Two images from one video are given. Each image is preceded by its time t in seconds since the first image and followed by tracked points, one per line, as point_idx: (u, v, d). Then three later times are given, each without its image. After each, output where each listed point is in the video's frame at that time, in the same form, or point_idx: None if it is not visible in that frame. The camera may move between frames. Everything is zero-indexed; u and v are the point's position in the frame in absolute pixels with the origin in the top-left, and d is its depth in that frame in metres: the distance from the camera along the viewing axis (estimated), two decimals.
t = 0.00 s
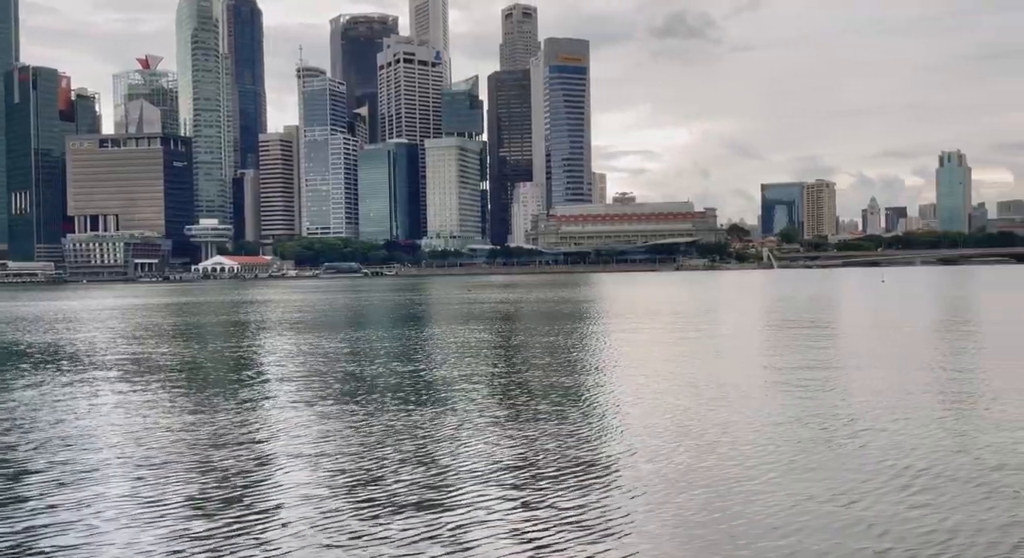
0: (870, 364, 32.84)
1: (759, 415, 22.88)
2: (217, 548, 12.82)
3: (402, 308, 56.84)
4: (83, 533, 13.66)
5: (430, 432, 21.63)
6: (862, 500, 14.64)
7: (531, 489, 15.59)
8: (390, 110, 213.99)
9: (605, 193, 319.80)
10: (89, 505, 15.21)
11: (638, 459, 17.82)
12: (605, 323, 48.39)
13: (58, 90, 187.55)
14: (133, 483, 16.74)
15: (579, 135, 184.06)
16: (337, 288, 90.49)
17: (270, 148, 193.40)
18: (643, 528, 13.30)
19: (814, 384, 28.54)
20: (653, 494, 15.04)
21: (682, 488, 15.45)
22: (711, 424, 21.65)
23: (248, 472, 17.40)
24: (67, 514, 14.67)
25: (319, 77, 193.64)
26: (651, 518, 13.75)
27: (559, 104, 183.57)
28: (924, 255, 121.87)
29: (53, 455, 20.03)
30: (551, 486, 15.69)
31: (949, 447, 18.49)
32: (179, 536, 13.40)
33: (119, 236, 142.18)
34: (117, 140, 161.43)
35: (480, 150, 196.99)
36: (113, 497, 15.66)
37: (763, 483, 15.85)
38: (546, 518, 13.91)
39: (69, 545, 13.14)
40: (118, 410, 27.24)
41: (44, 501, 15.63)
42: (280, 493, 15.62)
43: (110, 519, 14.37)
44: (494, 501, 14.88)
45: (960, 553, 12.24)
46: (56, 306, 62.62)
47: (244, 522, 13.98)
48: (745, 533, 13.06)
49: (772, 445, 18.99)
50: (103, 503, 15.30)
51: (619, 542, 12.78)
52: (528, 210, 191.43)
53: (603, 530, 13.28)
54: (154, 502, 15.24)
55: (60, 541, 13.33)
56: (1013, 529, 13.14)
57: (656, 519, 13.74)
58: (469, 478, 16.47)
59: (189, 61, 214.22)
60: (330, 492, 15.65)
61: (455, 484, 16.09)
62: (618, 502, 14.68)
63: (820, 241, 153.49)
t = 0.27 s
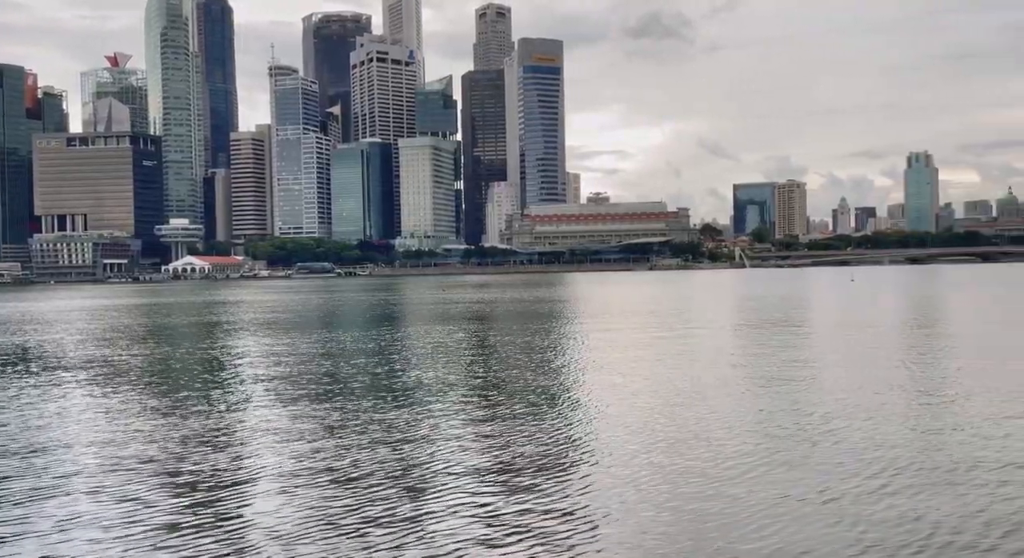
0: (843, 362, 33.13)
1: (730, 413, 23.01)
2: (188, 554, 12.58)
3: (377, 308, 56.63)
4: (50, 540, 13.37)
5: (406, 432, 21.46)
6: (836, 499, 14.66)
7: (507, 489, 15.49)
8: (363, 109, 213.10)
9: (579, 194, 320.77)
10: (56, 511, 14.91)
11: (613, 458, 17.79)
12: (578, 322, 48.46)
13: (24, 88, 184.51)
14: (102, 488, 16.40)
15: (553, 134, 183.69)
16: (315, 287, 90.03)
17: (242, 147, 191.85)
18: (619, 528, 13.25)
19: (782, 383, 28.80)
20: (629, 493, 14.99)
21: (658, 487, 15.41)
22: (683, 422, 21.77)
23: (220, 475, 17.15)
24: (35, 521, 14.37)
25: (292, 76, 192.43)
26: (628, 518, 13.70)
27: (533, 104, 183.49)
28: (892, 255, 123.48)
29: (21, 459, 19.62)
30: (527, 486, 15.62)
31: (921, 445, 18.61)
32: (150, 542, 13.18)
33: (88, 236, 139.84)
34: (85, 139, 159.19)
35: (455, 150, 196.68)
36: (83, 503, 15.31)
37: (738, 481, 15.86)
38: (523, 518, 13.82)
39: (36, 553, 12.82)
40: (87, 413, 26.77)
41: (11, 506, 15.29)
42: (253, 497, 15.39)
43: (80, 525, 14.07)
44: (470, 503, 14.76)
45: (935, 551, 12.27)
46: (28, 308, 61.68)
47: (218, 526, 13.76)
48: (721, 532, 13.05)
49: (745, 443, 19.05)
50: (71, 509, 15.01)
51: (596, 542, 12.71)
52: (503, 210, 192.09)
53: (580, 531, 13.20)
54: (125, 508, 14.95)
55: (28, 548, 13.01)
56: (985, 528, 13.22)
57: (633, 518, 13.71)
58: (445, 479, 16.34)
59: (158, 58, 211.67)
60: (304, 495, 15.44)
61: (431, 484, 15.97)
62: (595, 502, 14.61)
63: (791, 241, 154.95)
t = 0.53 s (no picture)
0: (816, 360, 33.29)
1: (702, 410, 23.07)
2: None
3: (351, 308, 56.34)
4: (5, 547, 13.03)
5: (377, 431, 21.23)
6: (811, 499, 14.54)
7: (477, 490, 15.31)
8: (336, 108, 211.94)
9: (553, 193, 321.78)
10: (19, 517, 14.61)
11: (585, 456, 17.64)
12: (552, 322, 48.44)
13: None
14: (67, 492, 16.05)
15: (526, 134, 183.33)
16: (295, 289, 89.59)
17: (212, 146, 190.09)
18: (589, 529, 13.10)
19: (753, 380, 28.94)
20: (602, 495, 14.83)
21: (632, 487, 15.27)
22: (655, 419, 21.81)
23: (185, 477, 16.86)
24: None
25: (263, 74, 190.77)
26: (600, 518, 13.54)
27: (507, 104, 183.37)
28: (861, 254, 124.82)
29: None
30: (498, 486, 15.44)
31: (894, 443, 18.59)
32: (115, 546, 12.94)
33: (54, 236, 137.41)
34: (51, 137, 156.77)
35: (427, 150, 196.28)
36: (47, 508, 14.99)
37: (711, 482, 15.70)
38: (492, 520, 13.64)
39: None
40: (52, 416, 26.26)
41: None
42: (219, 499, 15.13)
43: (43, 531, 13.74)
44: (440, 503, 14.56)
45: (908, 552, 12.16)
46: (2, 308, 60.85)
47: (185, 531, 13.52)
48: (694, 533, 12.89)
49: (720, 442, 18.94)
50: (35, 514, 14.68)
51: (565, 545, 12.54)
52: (477, 210, 192.77)
53: (550, 532, 13.05)
54: (90, 512, 14.63)
55: None
56: (958, 528, 13.13)
57: (604, 518, 13.55)
58: (415, 478, 16.16)
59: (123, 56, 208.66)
60: (272, 496, 15.19)
61: (400, 484, 15.76)
62: (566, 501, 14.44)
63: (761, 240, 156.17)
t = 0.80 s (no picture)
0: (788, 359, 33.38)
1: (675, 407, 23.12)
2: None
3: (323, 308, 55.98)
4: None
5: (352, 432, 20.97)
6: (788, 497, 14.22)
7: (451, 492, 15.02)
8: (307, 106, 210.46)
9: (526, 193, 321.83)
10: None
11: (559, 458, 17.38)
12: (526, 322, 48.39)
13: None
14: (33, 495, 15.71)
15: (500, 134, 183.15)
16: (268, 288, 89.02)
17: (181, 145, 187.99)
18: (565, 536, 12.70)
19: (724, 377, 29.10)
20: (575, 498, 14.44)
21: (605, 490, 14.88)
22: (628, 417, 21.83)
23: (155, 481, 16.43)
24: None
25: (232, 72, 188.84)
26: (574, 524, 13.13)
27: (480, 104, 182.81)
28: (830, 253, 126.05)
29: None
30: (471, 488, 15.15)
31: (872, 436, 18.33)
32: (84, 551, 12.66)
33: (19, 236, 134.79)
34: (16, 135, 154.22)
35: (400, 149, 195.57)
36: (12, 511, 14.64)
37: (689, 481, 15.34)
38: (467, 524, 13.32)
39: None
40: (17, 419, 25.71)
41: None
42: (190, 505, 14.74)
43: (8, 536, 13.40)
44: (412, 506, 14.30)
45: (891, 553, 11.81)
46: None
47: (155, 533, 13.26)
48: (671, 538, 12.48)
49: (694, 439, 18.64)
50: None
51: (539, 550, 12.14)
52: (451, 209, 192.55)
53: (525, 537, 12.71)
54: (58, 516, 14.31)
55: None
56: (936, 523, 12.85)
57: (580, 524, 13.18)
58: (391, 480, 15.89)
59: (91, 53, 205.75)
60: (245, 499, 14.97)
61: (374, 488, 15.44)
62: (536, 505, 14.13)
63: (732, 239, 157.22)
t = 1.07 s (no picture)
0: (762, 358, 33.54)
1: (648, 404, 23.15)
2: None
3: (296, 308, 55.61)
4: None
5: (326, 431, 20.71)
6: (767, 496, 14.02)
7: (427, 491, 14.80)
8: (279, 105, 209.04)
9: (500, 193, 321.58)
10: None
11: (535, 454, 17.20)
12: (500, 321, 48.33)
13: None
14: None
15: (473, 134, 183.08)
16: (243, 287, 88.36)
17: (150, 143, 185.92)
18: (541, 538, 12.40)
19: (697, 376, 29.21)
20: (551, 497, 14.15)
21: (579, 488, 14.70)
22: (603, 413, 21.79)
23: (123, 483, 16.14)
24: None
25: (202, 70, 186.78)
26: (550, 526, 12.84)
27: (454, 104, 182.65)
28: (799, 253, 127.28)
29: None
30: (448, 487, 14.93)
31: (847, 434, 18.25)
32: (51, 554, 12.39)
33: None
34: None
35: (373, 148, 194.74)
36: None
37: (664, 475, 15.37)
38: (444, 524, 13.08)
39: None
40: None
41: None
42: (159, 507, 14.42)
43: None
44: (388, 506, 14.05)
45: (873, 554, 11.60)
46: None
47: (122, 537, 13.00)
48: (649, 539, 12.23)
49: (669, 438, 18.45)
50: None
51: (511, 547, 12.08)
52: (425, 209, 192.14)
53: (501, 538, 12.45)
54: (23, 520, 14.00)
55: None
56: (915, 522, 12.68)
57: (557, 525, 12.88)
58: (366, 480, 15.65)
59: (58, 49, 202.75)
60: (217, 500, 14.73)
61: (348, 488, 15.18)
62: (513, 505, 13.85)
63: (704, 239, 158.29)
